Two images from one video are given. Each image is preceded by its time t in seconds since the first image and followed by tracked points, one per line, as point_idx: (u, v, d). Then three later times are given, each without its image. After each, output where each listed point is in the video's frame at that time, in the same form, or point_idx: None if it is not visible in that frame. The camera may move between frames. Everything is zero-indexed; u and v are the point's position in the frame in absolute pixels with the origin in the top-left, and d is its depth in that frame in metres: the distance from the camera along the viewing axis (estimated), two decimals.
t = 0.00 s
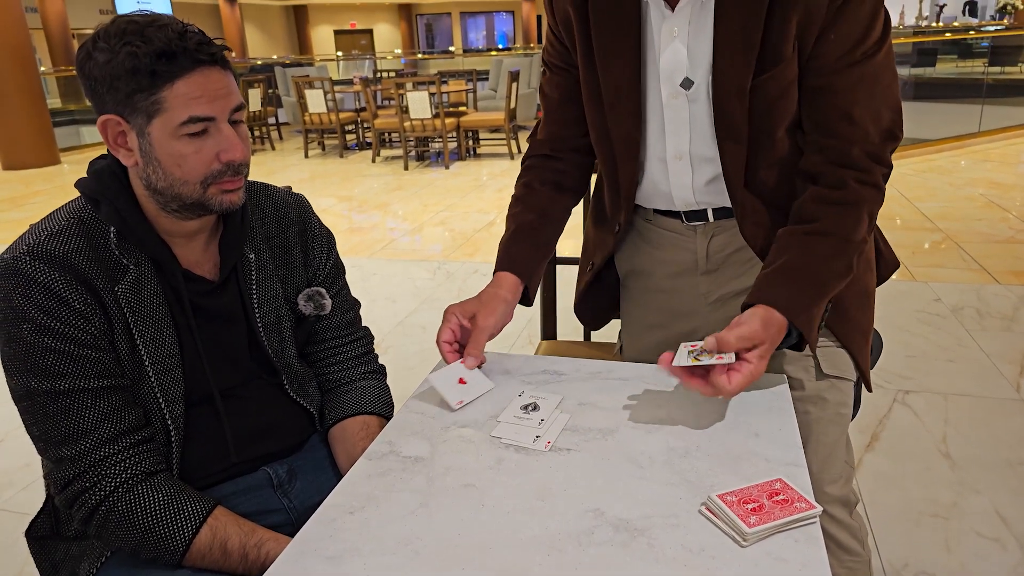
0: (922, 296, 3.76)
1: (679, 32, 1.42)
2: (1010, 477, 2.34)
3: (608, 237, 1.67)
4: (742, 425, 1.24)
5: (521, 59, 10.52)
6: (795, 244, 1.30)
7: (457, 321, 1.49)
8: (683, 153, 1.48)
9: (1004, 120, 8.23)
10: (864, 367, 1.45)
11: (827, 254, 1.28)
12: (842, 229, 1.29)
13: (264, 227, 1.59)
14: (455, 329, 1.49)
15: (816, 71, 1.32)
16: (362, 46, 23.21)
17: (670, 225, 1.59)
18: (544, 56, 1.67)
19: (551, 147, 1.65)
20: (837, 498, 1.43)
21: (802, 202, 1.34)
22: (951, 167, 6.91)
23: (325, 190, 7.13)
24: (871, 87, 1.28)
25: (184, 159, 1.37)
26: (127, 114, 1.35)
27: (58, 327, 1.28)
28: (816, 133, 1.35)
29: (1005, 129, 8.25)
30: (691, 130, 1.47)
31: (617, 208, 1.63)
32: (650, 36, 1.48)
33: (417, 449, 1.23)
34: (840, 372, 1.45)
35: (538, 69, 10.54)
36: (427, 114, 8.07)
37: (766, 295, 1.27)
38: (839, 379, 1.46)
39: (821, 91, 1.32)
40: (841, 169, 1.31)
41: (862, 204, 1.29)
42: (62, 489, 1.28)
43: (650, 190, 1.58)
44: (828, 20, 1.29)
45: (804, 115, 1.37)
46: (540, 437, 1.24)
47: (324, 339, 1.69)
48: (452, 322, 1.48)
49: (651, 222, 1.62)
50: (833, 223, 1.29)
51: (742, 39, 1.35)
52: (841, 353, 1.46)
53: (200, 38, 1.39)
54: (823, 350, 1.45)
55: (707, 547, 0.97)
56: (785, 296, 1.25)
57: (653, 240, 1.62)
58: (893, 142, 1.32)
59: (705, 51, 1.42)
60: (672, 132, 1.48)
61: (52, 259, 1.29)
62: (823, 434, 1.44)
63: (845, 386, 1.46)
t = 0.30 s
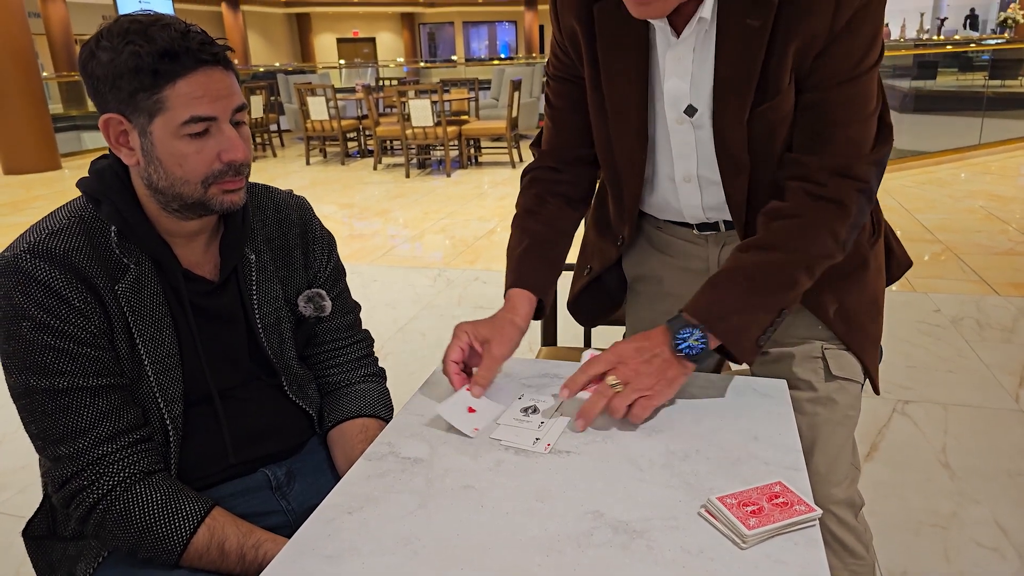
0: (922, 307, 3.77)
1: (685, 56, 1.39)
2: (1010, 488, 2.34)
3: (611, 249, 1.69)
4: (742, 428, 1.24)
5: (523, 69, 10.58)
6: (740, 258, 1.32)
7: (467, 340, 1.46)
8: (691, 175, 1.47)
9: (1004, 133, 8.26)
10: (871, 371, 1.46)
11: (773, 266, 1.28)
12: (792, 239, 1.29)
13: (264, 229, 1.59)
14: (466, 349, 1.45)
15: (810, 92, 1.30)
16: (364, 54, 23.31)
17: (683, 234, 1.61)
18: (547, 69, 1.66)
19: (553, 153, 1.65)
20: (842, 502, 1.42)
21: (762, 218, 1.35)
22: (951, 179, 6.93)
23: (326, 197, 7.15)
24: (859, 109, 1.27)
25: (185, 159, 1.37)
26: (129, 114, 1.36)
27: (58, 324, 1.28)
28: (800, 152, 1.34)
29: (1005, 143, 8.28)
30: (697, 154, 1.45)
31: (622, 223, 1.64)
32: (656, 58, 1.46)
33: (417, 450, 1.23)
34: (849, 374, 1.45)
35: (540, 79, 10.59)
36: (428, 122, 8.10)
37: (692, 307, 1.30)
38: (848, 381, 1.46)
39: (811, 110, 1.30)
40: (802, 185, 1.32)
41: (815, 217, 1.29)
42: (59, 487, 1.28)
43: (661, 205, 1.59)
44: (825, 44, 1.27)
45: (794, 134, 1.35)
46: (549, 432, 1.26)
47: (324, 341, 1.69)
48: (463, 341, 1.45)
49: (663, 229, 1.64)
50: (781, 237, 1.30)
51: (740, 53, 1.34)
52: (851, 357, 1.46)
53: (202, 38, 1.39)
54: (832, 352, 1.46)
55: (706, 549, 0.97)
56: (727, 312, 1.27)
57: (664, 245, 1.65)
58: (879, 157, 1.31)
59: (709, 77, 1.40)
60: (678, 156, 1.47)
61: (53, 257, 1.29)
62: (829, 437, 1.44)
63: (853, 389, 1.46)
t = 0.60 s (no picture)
0: (925, 313, 3.76)
1: (684, 70, 1.40)
2: (1014, 494, 2.33)
3: (622, 253, 1.70)
4: (744, 430, 1.23)
5: (525, 75, 10.61)
6: (725, 272, 1.34)
7: (508, 354, 1.42)
8: (694, 185, 1.48)
9: (1006, 141, 8.26)
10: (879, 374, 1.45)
11: (752, 280, 1.30)
12: (772, 254, 1.30)
13: (265, 229, 1.59)
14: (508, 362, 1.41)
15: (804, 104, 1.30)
16: (366, 61, 23.40)
17: (690, 240, 1.60)
18: (553, 75, 1.67)
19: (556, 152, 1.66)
20: (848, 505, 1.41)
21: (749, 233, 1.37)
22: (952, 186, 6.93)
23: (327, 201, 7.16)
24: (851, 121, 1.28)
25: (184, 155, 1.37)
26: (130, 110, 1.36)
27: (60, 320, 1.28)
28: (794, 161, 1.34)
29: (1007, 150, 8.29)
30: (699, 165, 1.45)
31: (632, 228, 1.65)
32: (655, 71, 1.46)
33: (418, 450, 1.22)
34: (855, 379, 1.45)
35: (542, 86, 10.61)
36: (430, 127, 8.11)
37: (675, 321, 1.32)
38: (853, 385, 1.45)
39: (804, 117, 1.31)
40: (788, 197, 1.33)
41: (800, 229, 1.30)
42: (61, 483, 1.28)
43: (667, 212, 1.60)
44: (818, 57, 1.27)
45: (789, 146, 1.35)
46: (547, 424, 1.26)
47: (324, 341, 1.69)
48: (503, 357, 1.40)
49: (671, 235, 1.64)
50: (764, 252, 1.31)
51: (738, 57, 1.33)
52: (856, 363, 1.47)
53: (203, 35, 1.39)
54: (838, 356, 1.46)
55: (709, 549, 0.96)
56: (705, 326, 1.30)
57: (672, 250, 1.65)
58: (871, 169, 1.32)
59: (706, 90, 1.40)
60: (680, 167, 1.47)
61: (56, 253, 1.29)
62: (835, 439, 1.43)
63: (860, 393, 1.46)
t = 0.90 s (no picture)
0: (925, 313, 3.76)
1: (686, 52, 1.40)
2: (1016, 494, 2.32)
3: (619, 251, 1.69)
4: (744, 430, 1.23)
5: (524, 79, 10.62)
6: (754, 246, 1.29)
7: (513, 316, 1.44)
8: (695, 172, 1.47)
9: (1006, 142, 8.26)
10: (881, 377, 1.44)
11: (786, 260, 1.26)
12: (804, 237, 1.26)
13: (261, 230, 1.60)
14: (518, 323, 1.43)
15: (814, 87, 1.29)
16: (365, 66, 23.45)
17: (687, 238, 1.60)
18: (553, 73, 1.68)
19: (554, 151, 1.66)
20: (849, 507, 1.40)
21: (777, 211, 1.32)
22: (952, 187, 6.93)
23: (327, 207, 7.17)
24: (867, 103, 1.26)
25: (177, 153, 1.38)
26: (121, 110, 1.37)
27: (57, 321, 1.28)
28: (806, 150, 1.32)
29: (1006, 151, 8.29)
30: (700, 151, 1.44)
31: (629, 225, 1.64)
32: (658, 56, 1.47)
33: (417, 451, 1.22)
34: (854, 382, 1.44)
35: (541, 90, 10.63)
36: (429, 132, 8.12)
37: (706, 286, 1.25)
38: (853, 389, 1.45)
39: (812, 107, 1.30)
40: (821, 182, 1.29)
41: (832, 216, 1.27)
42: (59, 484, 1.28)
43: (666, 206, 1.58)
44: (829, 37, 1.26)
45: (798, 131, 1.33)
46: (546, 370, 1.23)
47: (322, 342, 1.69)
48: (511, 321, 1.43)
49: (667, 234, 1.64)
50: (797, 233, 1.27)
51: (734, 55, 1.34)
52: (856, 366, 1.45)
53: (191, 34, 1.40)
54: (837, 359, 1.45)
55: (709, 548, 0.96)
56: (738, 303, 1.24)
57: (669, 250, 1.64)
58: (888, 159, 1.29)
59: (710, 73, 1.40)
60: (681, 153, 1.46)
61: (52, 256, 1.30)
62: (835, 441, 1.43)
63: (859, 395, 1.45)
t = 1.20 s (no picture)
0: (925, 329, 3.75)
1: (677, 30, 1.42)
2: (1017, 510, 2.31)
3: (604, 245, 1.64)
4: (743, 437, 1.23)
5: (528, 92, 10.68)
6: (746, 219, 1.30)
7: (578, 257, 1.39)
8: (680, 153, 1.46)
9: (1006, 160, 8.30)
10: (852, 390, 1.43)
11: (777, 236, 1.27)
12: (796, 215, 1.27)
13: (261, 233, 1.61)
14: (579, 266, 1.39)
15: (804, 71, 1.31)
16: (370, 78, 23.58)
17: (665, 238, 1.58)
18: (555, 65, 1.69)
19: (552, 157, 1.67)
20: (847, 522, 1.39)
21: (773, 187, 1.33)
22: (954, 204, 6.94)
23: (330, 216, 7.18)
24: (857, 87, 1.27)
25: (174, 152, 1.38)
26: (120, 109, 1.38)
27: (52, 320, 1.28)
28: (800, 137, 1.34)
29: (1007, 169, 8.31)
30: (687, 131, 1.45)
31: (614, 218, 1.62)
32: (651, 38, 1.49)
33: (415, 456, 1.22)
34: (831, 394, 1.43)
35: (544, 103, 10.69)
36: (433, 142, 8.16)
37: (695, 251, 1.28)
38: (830, 402, 1.43)
39: (805, 93, 1.32)
40: (820, 164, 1.30)
41: (825, 198, 1.28)
42: (52, 485, 1.27)
43: (648, 195, 1.57)
44: (819, 23, 1.29)
45: (791, 118, 1.35)
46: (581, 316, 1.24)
47: (319, 344, 1.69)
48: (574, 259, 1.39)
49: (649, 235, 1.61)
50: (790, 210, 1.28)
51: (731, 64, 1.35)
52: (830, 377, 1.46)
53: (191, 36, 1.41)
54: (813, 371, 1.46)
55: (708, 555, 0.95)
56: (726, 272, 1.27)
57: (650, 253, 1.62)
58: (881, 148, 1.30)
59: (700, 51, 1.42)
60: (669, 133, 1.46)
61: (50, 255, 1.30)
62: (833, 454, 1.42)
63: (837, 410, 1.42)
